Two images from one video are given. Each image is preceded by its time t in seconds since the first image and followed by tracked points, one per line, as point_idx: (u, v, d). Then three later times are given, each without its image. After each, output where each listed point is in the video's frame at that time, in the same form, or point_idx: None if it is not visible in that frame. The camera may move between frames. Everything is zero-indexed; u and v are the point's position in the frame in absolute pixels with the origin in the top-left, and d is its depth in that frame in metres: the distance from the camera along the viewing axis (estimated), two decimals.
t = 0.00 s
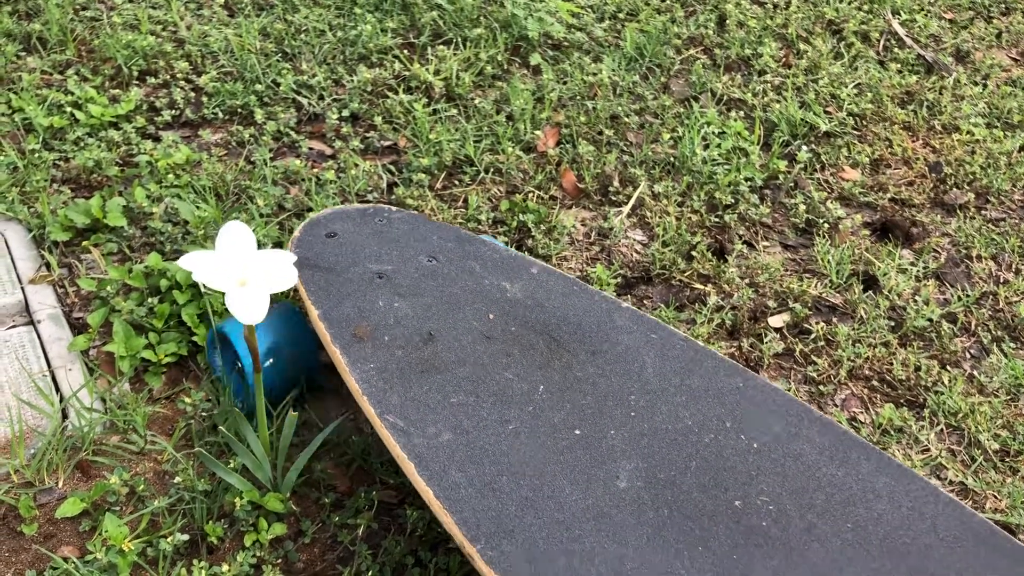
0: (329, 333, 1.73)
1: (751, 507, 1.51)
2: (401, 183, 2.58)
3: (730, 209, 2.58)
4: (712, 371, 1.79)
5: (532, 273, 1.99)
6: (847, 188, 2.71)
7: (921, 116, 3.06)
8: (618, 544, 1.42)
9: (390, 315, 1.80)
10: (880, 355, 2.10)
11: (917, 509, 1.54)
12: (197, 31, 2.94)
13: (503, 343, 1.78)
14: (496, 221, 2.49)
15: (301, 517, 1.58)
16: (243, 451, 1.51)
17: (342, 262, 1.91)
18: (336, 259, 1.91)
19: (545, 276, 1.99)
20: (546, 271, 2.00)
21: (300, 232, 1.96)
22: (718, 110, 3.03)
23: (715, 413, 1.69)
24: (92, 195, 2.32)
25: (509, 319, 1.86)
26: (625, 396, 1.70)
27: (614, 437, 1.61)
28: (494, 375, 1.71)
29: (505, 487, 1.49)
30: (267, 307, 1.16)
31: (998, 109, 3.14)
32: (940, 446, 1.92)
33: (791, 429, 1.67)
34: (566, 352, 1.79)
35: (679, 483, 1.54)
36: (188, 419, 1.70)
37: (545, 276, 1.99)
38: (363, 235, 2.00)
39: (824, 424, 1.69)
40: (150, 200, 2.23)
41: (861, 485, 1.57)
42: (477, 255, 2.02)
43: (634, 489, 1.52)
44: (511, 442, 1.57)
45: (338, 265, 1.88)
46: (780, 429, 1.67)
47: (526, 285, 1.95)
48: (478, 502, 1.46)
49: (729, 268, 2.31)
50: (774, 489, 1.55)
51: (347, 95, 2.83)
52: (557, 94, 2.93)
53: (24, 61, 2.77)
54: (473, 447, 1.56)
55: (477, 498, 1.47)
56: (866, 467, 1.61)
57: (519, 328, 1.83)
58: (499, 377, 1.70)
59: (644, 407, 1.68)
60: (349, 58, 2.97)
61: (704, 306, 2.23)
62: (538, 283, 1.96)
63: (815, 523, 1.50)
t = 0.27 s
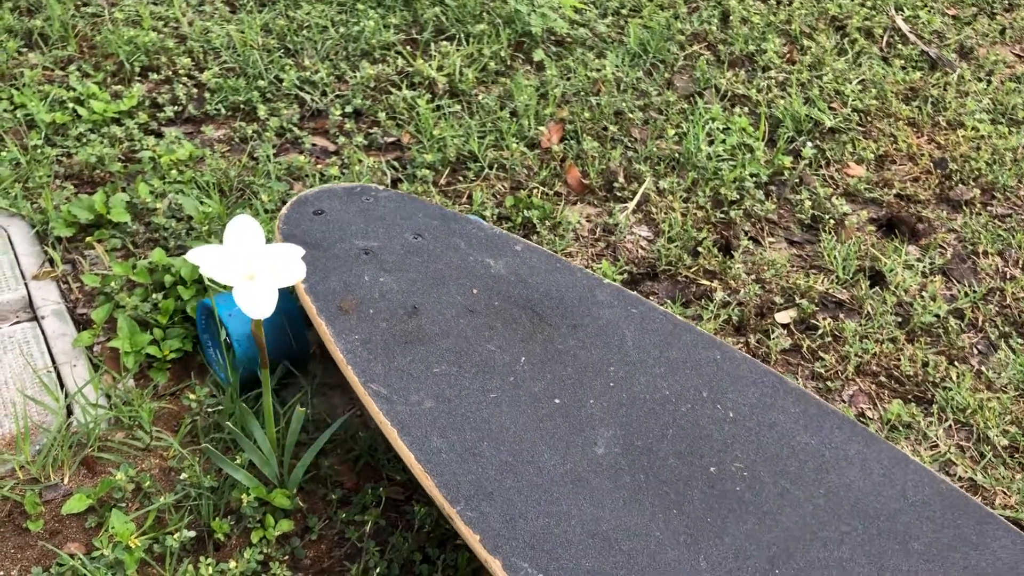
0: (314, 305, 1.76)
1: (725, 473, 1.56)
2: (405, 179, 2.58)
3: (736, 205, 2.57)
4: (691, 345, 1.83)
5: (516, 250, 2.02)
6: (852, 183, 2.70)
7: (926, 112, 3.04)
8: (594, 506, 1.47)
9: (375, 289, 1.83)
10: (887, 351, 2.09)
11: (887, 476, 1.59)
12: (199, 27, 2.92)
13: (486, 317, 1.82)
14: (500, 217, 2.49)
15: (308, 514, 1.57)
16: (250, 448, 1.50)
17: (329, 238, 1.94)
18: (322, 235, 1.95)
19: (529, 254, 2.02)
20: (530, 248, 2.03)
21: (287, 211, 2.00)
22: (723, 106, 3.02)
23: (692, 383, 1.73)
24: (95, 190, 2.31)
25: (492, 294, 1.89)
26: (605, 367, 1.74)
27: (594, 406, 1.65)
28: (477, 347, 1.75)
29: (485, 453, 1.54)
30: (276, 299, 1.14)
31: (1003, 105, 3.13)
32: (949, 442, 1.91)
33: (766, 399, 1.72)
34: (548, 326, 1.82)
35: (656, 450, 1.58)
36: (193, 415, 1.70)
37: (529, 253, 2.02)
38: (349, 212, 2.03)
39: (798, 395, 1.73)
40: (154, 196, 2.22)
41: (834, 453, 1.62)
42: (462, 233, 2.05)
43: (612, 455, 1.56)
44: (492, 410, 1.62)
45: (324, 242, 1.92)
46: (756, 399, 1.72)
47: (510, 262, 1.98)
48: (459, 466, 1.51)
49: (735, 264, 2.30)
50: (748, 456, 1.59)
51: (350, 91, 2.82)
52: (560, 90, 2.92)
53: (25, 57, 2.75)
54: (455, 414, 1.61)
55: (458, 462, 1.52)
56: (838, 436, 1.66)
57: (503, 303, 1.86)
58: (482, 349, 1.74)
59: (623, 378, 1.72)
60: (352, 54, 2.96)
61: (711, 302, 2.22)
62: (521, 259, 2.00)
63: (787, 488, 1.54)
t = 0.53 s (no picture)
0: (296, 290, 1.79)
1: (699, 453, 1.58)
2: (400, 176, 2.58)
3: (732, 202, 2.57)
4: (669, 330, 1.86)
5: (499, 238, 2.05)
6: (849, 181, 2.69)
7: (922, 109, 3.04)
8: (569, 484, 1.49)
9: (358, 274, 1.86)
10: (883, 349, 2.09)
11: (860, 457, 1.61)
12: (194, 24, 2.91)
13: (467, 302, 1.84)
14: (496, 215, 2.49)
15: (302, 513, 1.57)
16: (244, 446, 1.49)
17: (313, 225, 1.98)
18: (306, 222, 1.98)
19: (511, 242, 2.05)
20: (512, 236, 2.06)
21: (272, 198, 2.04)
22: (719, 104, 3.02)
23: (669, 367, 1.76)
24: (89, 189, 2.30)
25: (474, 280, 1.92)
26: (583, 351, 1.77)
27: (571, 389, 1.68)
28: (458, 331, 1.78)
29: (463, 433, 1.57)
30: (268, 298, 1.13)
31: (999, 102, 3.13)
32: (945, 440, 1.91)
33: (741, 383, 1.75)
34: (529, 312, 1.85)
35: (632, 430, 1.61)
36: (187, 414, 1.69)
37: (511, 240, 2.05)
38: (334, 200, 2.06)
39: (773, 378, 1.76)
40: (147, 194, 2.21)
41: (808, 435, 1.65)
42: (445, 220, 2.08)
43: (588, 435, 1.59)
44: (471, 392, 1.65)
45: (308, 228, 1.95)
46: (731, 382, 1.75)
47: (493, 250, 2.01)
48: (436, 446, 1.54)
49: (731, 261, 2.30)
50: (722, 437, 1.62)
51: (345, 89, 2.81)
52: (556, 88, 2.91)
53: (19, 55, 2.74)
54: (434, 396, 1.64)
55: (435, 441, 1.55)
56: (812, 418, 1.69)
57: (484, 289, 1.89)
58: (463, 333, 1.77)
59: (601, 361, 1.75)
60: (347, 52, 2.95)
61: (707, 300, 2.22)
62: (504, 247, 2.02)
63: (761, 468, 1.57)
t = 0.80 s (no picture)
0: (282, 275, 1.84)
1: (676, 434, 1.61)
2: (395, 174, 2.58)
3: (727, 200, 2.57)
4: (649, 315, 1.89)
5: (484, 225, 2.08)
6: (844, 179, 2.70)
7: (917, 108, 3.05)
8: (546, 463, 1.52)
9: (343, 259, 1.90)
10: (878, 347, 2.09)
11: (835, 440, 1.64)
12: (189, 21, 2.90)
13: (450, 287, 1.87)
14: (492, 213, 2.49)
15: (296, 510, 1.56)
16: (238, 444, 1.48)
17: (300, 211, 2.02)
18: (292, 208, 2.02)
19: (496, 229, 2.08)
20: (497, 224, 2.09)
21: (259, 184, 2.09)
22: (715, 102, 3.02)
23: (649, 351, 1.79)
24: (83, 185, 2.29)
25: (458, 266, 1.95)
26: (564, 334, 1.80)
27: (552, 371, 1.70)
28: (441, 315, 1.80)
29: (444, 414, 1.59)
30: (262, 294, 1.12)
31: (994, 101, 3.13)
32: (940, 438, 1.92)
33: (719, 367, 1.78)
34: (511, 297, 1.88)
35: (610, 412, 1.64)
36: (181, 411, 1.68)
37: (495, 228, 2.08)
38: (320, 186, 2.10)
39: (751, 362, 1.79)
40: (142, 190, 2.20)
41: (784, 418, 1.68)
42: (431, 208, 2.12)
43: (567, 416, 1.61)
44: (453, 374, 1.67)
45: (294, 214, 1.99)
46: (709, 366, 1.77)
47: (477, 236, 2.04)
48: (417, 425, 1.57)
49: (726, 259, 2.30)
50: (699, 419, 1.65)
51: (341, 86, 2.81)
52: (552, 85, 2.91)
53: (13, 51, 2.73)
54: (416, 378, 1.66)
55: (416, 422, 1.57)
56: (789, 402, 1.71)
57: (467, 274, 1.92)
58: (446, 317, 1.79)
59: (582, 344, 1.78)
60: (342, 49, 2.94)
61: (702, 298, 2.22)
62: (488, 234, 2.06)
63: (737, 450, 1.60)
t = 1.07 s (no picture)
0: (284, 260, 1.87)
1: (674, 419, 1.65)
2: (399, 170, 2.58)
3: (732, 198, 2.56)
4: (647, 302, 1.92)
5: (483, 213, 2.11)
6: (849, 178, 2.70)
7: (921, 107, 3.05)
8: (546, 446, 1.56)
9: (343, 245, 1.93)
10: (885, 346, 2.09)
11: (830, 426, 1.68)
12: (192, 16, 2.89)
13: (449, 273, 1.91)
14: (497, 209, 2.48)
15: (304, 506, 1.56)
16: (246, 439, 1.47)
17: (300, 197, 2.05)
18: (291, 194, 2.05)
19: (495, 217, 2.11)
20: (496, 211, 2.12)
21: (259, 170, 2.12)
22: (719, 100, 3.01)
23: (646, 337, 1.82)
24: (87, 179, 2.28)
25: (457, 253, 1.98)
26: (563, 320, 1.83)
27: (551, 357, 1.74)
28: (440, 300, 1.84)
29: (444, 396, 1.63)
30: (272, 287, 1.11)
31: (998, 101, 3.13)
32: (947, 437, 1.91)
33: (715, 353, 1.81)
34: (510, 283, 1.91)
35: (608, 397, 1.67)
36: (188, 406, 1.67)
37: (494, 216, 2.11)
38: (319, 173, 2.14)
39: (747, 350, 1.83)
40: (146, 185, 2.19)
41: (780, 403, 1.71)
42: (430, 194, 2.15)
43: (565, 401, 1.65)
44: (452, 358, 1.70)
45: (293, 200, 2.02)
46: (706, 353, 1.81)
47: (476, 224, 2.07)
48: (417, 408, 1.60)
49: (732, 257, 2.29)
50: (696, 404, 1.68)
51: (345, 82, 2.80)
52: (556, 82, 2.90)
53: (15, 45, 2.72)
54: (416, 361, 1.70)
55: (416, 404, 1.60)
56: (785, 388, 1.75)
57: (467, 262, 1.95)
58: (445, 302, 1.83)
59: (580, 330, 1.81)
60: (346, 45, 2.93)
61: (708, 296, 2.22)
62: (488, 221, 2.09)
63: (733, 435, 1.63)
